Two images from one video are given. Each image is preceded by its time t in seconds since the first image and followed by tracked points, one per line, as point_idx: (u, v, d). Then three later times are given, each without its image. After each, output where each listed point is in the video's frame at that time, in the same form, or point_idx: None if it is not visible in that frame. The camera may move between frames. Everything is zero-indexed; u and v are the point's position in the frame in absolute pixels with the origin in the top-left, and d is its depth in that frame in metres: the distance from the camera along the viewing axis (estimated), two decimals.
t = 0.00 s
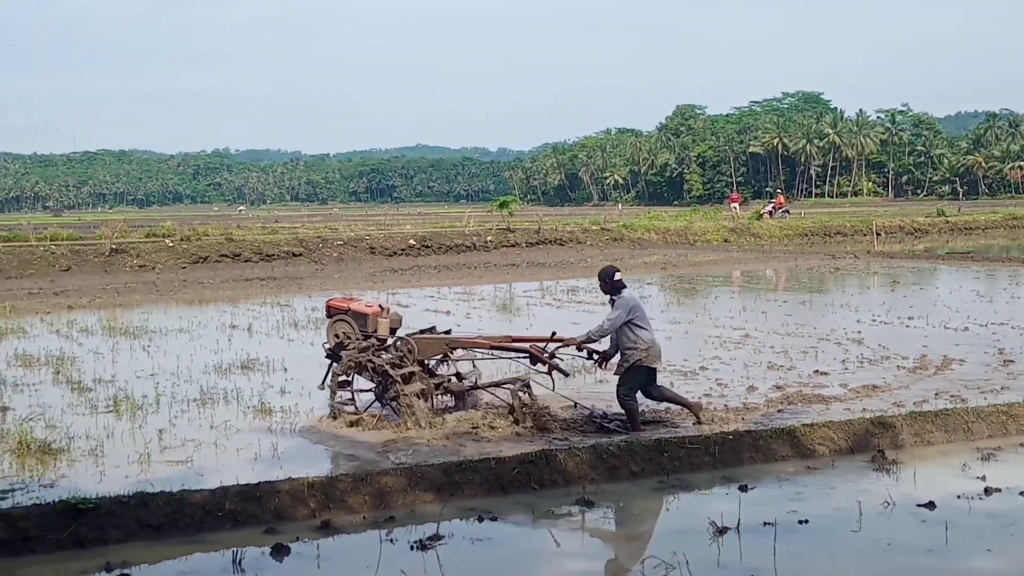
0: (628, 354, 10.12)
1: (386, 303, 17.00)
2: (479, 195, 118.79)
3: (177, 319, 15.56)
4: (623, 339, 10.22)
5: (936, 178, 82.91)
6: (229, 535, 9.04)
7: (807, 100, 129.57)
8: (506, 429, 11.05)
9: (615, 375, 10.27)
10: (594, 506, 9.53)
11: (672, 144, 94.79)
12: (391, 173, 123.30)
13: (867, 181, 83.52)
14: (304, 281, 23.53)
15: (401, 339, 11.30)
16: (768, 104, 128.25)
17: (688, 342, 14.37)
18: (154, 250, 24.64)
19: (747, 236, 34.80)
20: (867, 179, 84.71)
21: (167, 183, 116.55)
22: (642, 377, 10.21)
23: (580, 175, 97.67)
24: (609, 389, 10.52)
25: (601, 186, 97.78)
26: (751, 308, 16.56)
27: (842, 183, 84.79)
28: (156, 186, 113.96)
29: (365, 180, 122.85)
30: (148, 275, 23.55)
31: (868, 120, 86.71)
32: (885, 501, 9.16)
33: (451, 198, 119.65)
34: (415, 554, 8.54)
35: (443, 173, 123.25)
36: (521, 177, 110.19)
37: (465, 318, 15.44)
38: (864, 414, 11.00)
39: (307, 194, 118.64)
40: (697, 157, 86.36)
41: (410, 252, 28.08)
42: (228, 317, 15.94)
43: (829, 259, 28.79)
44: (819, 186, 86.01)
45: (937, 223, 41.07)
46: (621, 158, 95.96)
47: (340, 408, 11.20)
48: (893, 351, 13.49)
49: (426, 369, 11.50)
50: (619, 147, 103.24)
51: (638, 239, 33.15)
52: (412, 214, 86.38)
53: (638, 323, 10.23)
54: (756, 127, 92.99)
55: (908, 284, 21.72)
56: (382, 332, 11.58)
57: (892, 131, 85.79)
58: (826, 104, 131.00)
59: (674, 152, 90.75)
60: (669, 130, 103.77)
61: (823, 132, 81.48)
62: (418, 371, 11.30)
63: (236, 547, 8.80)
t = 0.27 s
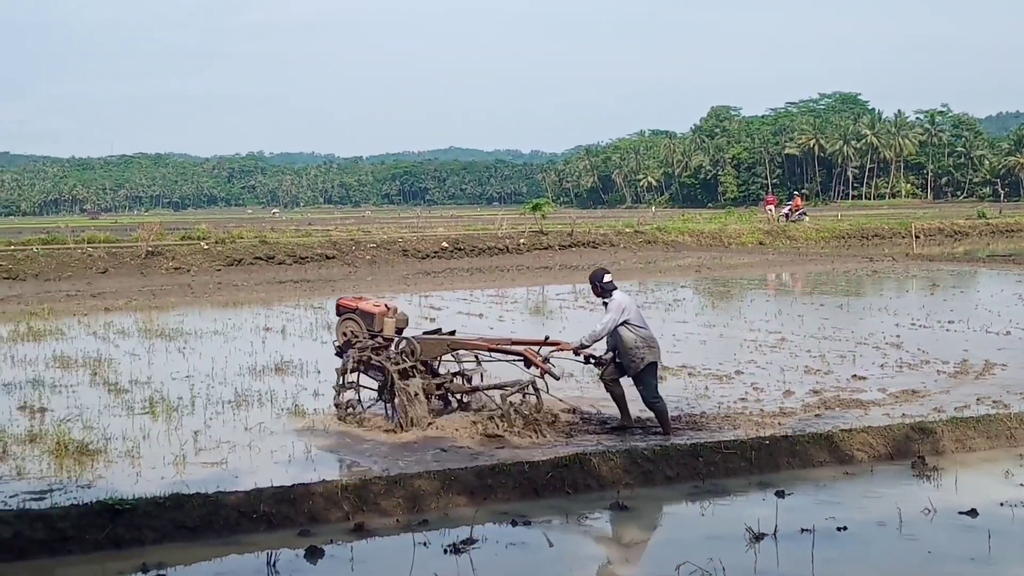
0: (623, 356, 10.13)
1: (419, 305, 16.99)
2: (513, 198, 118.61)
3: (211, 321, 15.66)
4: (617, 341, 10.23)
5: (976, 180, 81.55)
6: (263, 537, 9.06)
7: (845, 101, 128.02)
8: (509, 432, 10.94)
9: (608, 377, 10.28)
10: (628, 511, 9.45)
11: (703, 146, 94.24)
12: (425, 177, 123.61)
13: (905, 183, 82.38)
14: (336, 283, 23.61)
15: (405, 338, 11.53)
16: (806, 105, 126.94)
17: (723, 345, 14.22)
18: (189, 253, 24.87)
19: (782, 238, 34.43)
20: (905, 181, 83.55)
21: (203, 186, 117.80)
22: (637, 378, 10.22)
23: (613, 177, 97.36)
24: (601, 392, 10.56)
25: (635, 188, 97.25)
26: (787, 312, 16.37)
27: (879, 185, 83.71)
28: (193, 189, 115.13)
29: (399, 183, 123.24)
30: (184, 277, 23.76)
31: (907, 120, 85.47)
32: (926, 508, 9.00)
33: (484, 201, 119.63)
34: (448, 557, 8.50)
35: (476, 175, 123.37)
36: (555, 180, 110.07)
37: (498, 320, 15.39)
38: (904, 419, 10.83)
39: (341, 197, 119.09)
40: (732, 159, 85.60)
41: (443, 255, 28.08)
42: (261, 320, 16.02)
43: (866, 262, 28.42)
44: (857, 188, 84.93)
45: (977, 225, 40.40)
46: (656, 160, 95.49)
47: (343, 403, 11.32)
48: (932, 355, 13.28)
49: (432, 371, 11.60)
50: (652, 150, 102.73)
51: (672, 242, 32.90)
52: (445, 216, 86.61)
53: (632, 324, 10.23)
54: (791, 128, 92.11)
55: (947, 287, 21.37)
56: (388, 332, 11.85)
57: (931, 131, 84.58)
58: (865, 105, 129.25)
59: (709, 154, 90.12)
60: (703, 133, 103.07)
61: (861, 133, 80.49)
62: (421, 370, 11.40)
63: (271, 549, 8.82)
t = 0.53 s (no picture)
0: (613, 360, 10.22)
1: (454, 308, 16.95)
2: (546, 201, 118.41)
3: (247, 324, 15.73)
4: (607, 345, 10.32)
5: (1014, 183, 80.21)
6: (299, 540, 9.05)
7: (883, 103, 126.26)
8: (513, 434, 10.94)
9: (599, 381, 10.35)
10: (665, 517, 9.37)
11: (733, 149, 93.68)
12: (459, 180, 123.73)
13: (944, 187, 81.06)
14: (370, 286, 23.64)
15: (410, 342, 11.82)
16: (844, 107, 125.44)
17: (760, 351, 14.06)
18: (225, 257, 25.03)
19: (819, 243, 34.01)
20: (944, 184, 82.29)
21: (237, 190, 118.59)
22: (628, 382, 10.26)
23: (647, 180, 96.88)
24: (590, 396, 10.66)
25: (670, 192, 96.75)
26: (825, 317, 16.19)
27: (919, 189, 82.50)
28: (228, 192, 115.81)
29: (433, 186, 123.50)
30: (220, 280, 23.89)
31: (946, 122, 84.19)
32: (968, 517, 8.86)
33: (518, 204, 119.45)
34: (484, 562, 8.45)
35: (511, 178, 123.21)
36: (589, 184, 109.92)
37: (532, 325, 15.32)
38: (945, 426, 10.66)
39: (374, 201, 119.29)
40: (767, 163, 85.09)
41: (476, 258, 27.99)
42: (296, 323, 16.07)
43: (905, 267, 28.01)
44: (895, 193, 83.83)
45: (1020, 230, 39.68)
46: (692, 163, 95.19)
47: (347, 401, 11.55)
48: (974, 362, 13.08)
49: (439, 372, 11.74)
50: (688, 152, 101.91)
51: (708, 246, 32.58)
52: (476, 218, 86.68)
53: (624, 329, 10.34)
54: (829, 131, 91.20)
55: (990, 292, 21.01)
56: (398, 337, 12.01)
57: (971, 134, 83.38)
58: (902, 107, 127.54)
59: (746, 159, 89.41)
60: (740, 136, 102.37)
61: (899, 135, 79.23)
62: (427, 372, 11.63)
63: (306, 552, 8.81)
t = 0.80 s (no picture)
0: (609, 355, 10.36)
1: (487, 314, 16.89)
2: (579, 208, 117.97)
3: (281, 328, 15.76)
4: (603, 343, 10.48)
5: None
6: (333, 544, 9.01)
7: (922, 109, 124.23)
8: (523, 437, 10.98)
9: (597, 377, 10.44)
10: (702, 523, 9.26)
11: (765, 155, 93.04)
12: (493, 187, 123.64)
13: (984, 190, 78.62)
14: (403, 292, 23.63)
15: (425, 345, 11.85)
16: (879, 113, 123.83)
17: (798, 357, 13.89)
18: (259, 261, 25.13)
19: (857, 248, 33.48)
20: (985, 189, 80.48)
21: (271, 196, 119.08)
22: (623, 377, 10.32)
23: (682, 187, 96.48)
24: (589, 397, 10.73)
25: (705, 200, 96.15)
26: (864, 323, 15.97)
27: (958, 194, 80.30)
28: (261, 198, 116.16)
29: (467, 194, 123.45)
30: (254, 285, 23.96)
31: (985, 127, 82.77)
32: (1011, 525, 8.69)
33: (553, 211, 119.11)
34: (519, 567, 8.37)
35: (545, 185, 122.76)
36: (622, 192, 109.35)
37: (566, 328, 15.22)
38: (986, 434, 10.50)
39: (409, 207, 119.05)
40: (805, 168, 83.99)
41: (510, 263, 27.85)
42: (330, 327, 16.08)
43: (946, 274, 27.55)
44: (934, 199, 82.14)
45: None
46: (726, 169, 94.62)
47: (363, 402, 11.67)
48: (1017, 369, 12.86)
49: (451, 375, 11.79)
50: (722, 159, 101.28)
51: (743, 252, 32.17)
52: (505, 225, 86.71)
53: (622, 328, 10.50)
54: (865, 138, 90.16)
55: None
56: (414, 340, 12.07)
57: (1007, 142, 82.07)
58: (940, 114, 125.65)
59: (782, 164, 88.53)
60: (777, 142, 101.44)
61: (937, 142, 78.00)
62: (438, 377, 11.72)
63: (341, 556, 8.76)
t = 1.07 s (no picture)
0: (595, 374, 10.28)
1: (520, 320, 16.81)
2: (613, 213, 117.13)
3: (315, 333, 15.79)
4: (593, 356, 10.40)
5: None
6: (369, 549, 8.99)
7: (959, 112, 121.65)
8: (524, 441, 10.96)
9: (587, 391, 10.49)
10: (739, 532, 9.18)
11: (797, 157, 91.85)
12: (526, 190, 122.62)
13: None
14: (437, 297, 23.59)
15: (437, 347, 11.97)
16: (915, 118, 121.56)
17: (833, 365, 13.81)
18: (293, 266, 25.20)
19: (894, 255, 32.85)
20: None
21: (305, 201, 119.72)
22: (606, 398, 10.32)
23: (717, 191, 95.24)
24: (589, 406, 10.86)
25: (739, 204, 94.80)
26: (901, 331, 15.80)
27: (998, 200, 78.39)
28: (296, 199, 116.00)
29: (500, 196, 122.70)
30: (288, 289, 24.01)
31: None
32: None
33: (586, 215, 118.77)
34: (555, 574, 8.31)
35: (577, 190, 122.24)
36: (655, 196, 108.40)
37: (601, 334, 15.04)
38: None
39: (443, 210, 118.26)
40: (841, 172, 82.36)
41: (544, 269, 27.66)
42: (364, 332, 16.09)
43: (986, 281, 27.06)
44: (974, 204, 80.11)
45: None
46: (761, 172, 93.81)
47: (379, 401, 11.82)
48: None
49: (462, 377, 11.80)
50: (757, 163, 99.94)
51: (778, 257, 31.68)
52: (535, 228, 86.50)
53: (609, 344, 10.25)
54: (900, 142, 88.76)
55: None
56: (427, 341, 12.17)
57: None
58: (980, 118, 123.14)
59: (818, 167, 86.83)
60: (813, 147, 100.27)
61: (977, 146, 76.23)
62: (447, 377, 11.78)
63: (377, 562, 8.74)
